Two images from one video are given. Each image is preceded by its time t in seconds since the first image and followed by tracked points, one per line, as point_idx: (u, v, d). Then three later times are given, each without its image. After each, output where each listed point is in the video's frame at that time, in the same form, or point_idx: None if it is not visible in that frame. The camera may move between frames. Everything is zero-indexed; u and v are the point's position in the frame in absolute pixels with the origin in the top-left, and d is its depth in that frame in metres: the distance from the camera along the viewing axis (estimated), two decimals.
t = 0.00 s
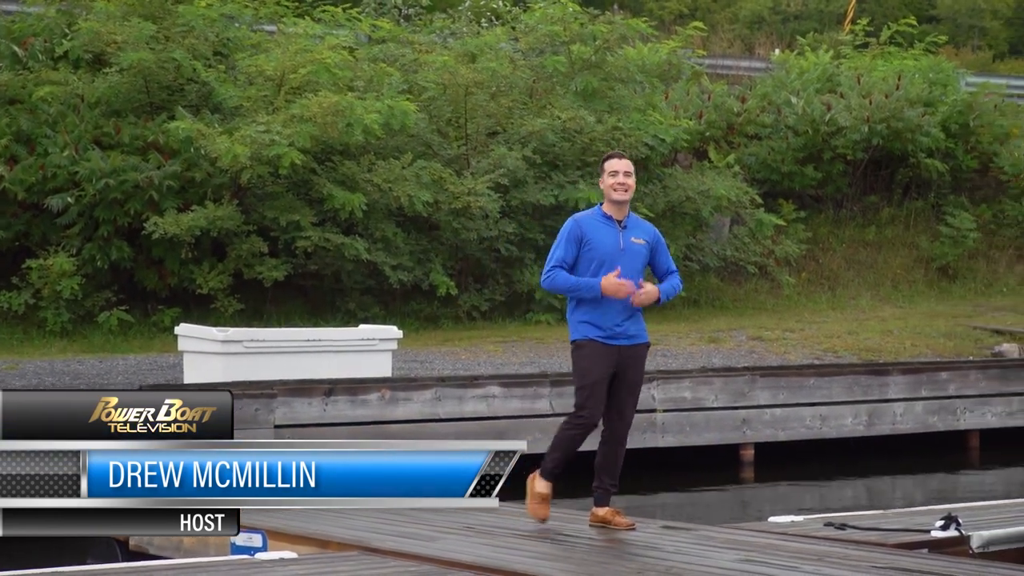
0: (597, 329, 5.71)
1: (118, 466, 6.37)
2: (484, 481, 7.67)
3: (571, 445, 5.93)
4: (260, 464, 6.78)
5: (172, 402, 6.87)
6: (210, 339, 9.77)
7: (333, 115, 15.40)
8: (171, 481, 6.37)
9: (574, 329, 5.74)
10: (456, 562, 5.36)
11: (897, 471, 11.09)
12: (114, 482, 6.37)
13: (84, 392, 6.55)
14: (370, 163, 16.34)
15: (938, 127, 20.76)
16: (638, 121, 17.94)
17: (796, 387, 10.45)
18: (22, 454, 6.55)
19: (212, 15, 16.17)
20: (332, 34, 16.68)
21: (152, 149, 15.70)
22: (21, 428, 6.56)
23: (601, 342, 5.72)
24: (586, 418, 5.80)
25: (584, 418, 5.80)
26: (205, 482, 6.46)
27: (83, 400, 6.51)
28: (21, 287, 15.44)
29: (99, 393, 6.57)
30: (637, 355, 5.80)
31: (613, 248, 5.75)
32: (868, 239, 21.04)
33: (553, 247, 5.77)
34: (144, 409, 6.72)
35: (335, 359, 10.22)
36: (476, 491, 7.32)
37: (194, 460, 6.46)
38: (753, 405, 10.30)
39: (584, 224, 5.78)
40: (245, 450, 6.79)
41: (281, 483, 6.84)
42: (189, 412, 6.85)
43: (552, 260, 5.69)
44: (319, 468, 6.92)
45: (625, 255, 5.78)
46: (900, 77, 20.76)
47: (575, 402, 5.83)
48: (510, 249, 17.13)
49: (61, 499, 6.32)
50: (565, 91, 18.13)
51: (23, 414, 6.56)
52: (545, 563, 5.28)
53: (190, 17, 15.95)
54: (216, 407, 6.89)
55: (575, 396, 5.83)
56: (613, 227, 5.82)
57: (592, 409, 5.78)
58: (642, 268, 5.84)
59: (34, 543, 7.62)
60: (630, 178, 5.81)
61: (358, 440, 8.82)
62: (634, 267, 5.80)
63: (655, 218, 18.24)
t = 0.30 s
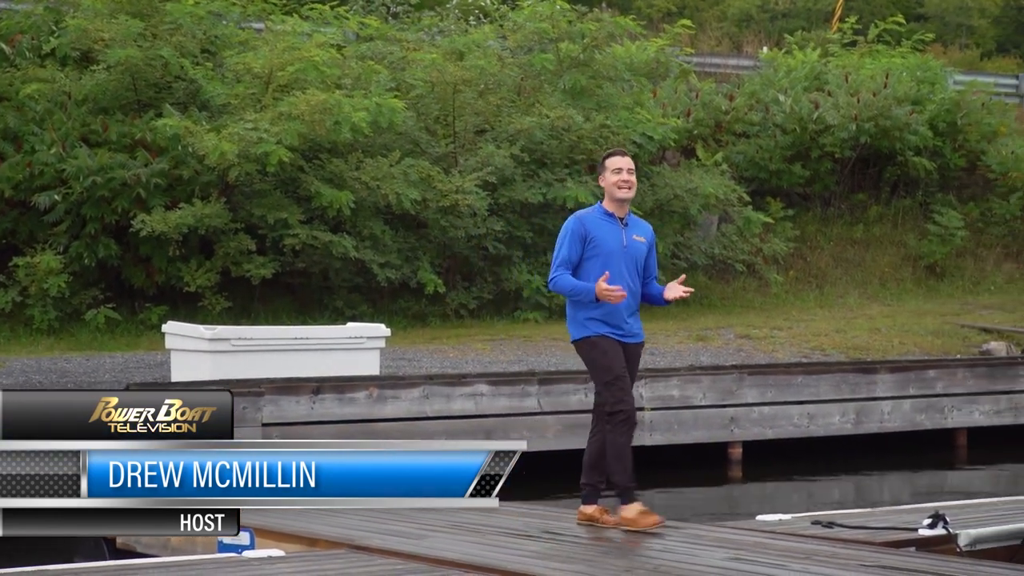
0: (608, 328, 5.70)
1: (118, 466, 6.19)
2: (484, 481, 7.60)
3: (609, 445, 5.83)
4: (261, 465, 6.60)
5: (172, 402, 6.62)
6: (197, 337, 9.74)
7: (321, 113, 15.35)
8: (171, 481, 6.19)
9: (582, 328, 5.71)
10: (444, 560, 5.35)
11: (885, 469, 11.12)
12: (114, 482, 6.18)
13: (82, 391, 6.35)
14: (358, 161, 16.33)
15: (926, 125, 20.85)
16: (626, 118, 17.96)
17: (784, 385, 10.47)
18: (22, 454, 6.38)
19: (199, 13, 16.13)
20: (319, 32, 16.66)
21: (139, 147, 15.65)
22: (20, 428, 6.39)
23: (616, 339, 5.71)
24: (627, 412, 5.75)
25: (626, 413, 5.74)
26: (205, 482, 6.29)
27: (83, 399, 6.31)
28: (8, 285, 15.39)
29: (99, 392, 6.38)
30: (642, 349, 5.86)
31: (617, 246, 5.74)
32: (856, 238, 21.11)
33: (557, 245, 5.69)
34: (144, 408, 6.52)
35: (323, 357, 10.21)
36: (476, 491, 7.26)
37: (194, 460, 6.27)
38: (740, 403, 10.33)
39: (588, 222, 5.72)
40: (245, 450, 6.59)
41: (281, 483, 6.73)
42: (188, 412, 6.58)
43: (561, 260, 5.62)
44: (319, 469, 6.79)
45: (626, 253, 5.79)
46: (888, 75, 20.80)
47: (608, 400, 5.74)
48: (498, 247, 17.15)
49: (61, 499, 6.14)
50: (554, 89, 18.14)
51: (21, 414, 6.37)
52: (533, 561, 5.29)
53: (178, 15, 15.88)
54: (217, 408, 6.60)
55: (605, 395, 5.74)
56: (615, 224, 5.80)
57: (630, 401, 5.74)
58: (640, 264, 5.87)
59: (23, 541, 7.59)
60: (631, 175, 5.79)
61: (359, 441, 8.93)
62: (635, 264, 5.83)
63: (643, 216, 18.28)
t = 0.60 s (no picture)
0: (627, 331, 5.71)
1: (118, 466, 5.90)
2: (483, 481, 7.49)
3: (626, 451, 5.81)
4: (260, 464, 6.29)
5: (171, 402, 6.12)
6: (186, 336, 9.75)
7: (309, 112, 15.33)
8: (171, 481, 5.90)
9: (600, 332, 5.70)
10: (433, 560, 5.35)
11: (873, 467, 11.16)
12: (114, 482, 5.90)
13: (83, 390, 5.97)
14: (347, 160, 16.32)
15: (915, 124, 20.91)
16: (615, 118, 18.00)
17: (773, 383, 10.50)
18: (22, 454, 6.09)
19: (188, 12, 16.09)
20: (308, 31, 16.64)
21: (128, 146, 15.62)
22: (21, 428, 6.04)
23: (632, 342, 5.73)
24: (647, 416, 5.76)
25: (646, 418, 5.75)
26: (205, 482, 6.00)
27: (83, 399, 5.95)
28: None
29: (99, 391, 5.98)
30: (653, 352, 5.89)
31: (627, 248, 5.76)
32: (845, 237, 21.16)
33: (568, 250, 5.67)
34: (144, 409, 6.04)
35: (311, 355, 10.22)
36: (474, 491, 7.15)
37: (194, 460, 5.97)
38: (729, 402, 10.35)
39: (599, 226, 5.72)
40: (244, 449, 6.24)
41: (281, 483, 6.54)
42: (188, 411, 6.09)
43: (575, 265, 5.61)
44: (319, 469, 6.59)
45: (635, 255, 5.81)
46: (876, 74, 20.82)
47: (628, 405, 5.73)
48: (487, 246, 17.15)
49: (61, 500, 5.89)
50: (542, 88, 18.16)
51: (21, 414, 6.02)
52: (522, 561, 5.29)
53: (166, 14, 15.87)
54: (216, 407, 6.07)
55: (624, 401, 5.73)
56: (622, 226, 5.82)
57: (649, 405, 5.76)
58: (647, 265, 5.90)
59: (11, 542, 7.55)
60: (641, 177, 5.81)
61: (355, 439, 9.10)
62: (643, 266, 5.86)
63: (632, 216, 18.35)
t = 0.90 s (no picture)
0: (647, 331, 5.72)
1: (118, 466, 5.85)
2: (484, 481, 7.45)
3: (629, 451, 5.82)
4: (262, 463, 6.28)
5: (172, 402, 6.10)
6: (173, 336, 9.74)
7: (297, 112, 15.31)
8: (171, 481, 5.87)
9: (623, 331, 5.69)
10: (421, 560, 5.34)
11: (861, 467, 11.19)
12: (114, 482, 5.85)
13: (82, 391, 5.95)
14: (335, 160, 16.30)
15: (902, 125, 21.00)
16: (603, 118, 18.09)
17: (760, 383, 10.52)
18: (22, 454, 6.04)
19: (176, 11, 16.04)
20: (296, 30, 16.62)
21: (115, 145, 15.57)
22: (21, 428, 6.00)
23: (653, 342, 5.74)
24: (654, 420, 5.78)
25: (654, 421, 5.77)
26: (206, 482, 5.97)
27: (83, 399, 5.93)
28: None
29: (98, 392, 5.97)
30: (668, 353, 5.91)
31: (647, 247, 5.76)
32: (833, 237, 21.21)
33: (592, 250, 5.64)
34: (145, 408, 6.04)
35: (297, 356, 10.22)
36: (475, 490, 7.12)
37: (195, 460, 5.95)
38: (717, 402, 10.37)
39: (622, 225, 5.70)
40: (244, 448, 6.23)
41: (281, 483, 6.52)
42: (188, 411, 6.08)
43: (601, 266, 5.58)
44: (319, 469, 6.56)
45: (653, 254, 5.83)
46: (864, 74, 20.97)
47: (639, 406, 5.73)
48: (475, 246, 17.15)
49: (61, 500, 5.84)
50: (530, 88, 18.17)
51: (21, 413, 5.99)
52: (511, 562, 5.28)
53: (154, 12, 15.81)
54: (216, 406, 6.06)
55: (636, 401, 5.74)
56: (640, 225, 5.82)
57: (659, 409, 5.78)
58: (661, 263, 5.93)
59: None
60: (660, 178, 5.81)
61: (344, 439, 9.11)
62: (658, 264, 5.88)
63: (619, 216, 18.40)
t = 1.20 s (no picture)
0: (660, 331, 5.71)
1: (118, 466, 6.00)
2: (484, 481, 7.75)
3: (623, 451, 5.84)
4: (261, 464, 6.44)
5: (171, 401, 6.12)
6: (157, 338, 9.77)
7: (281, 113, 15.33)
8: (171, 481, 6.02)
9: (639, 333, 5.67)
10: (405, 561, 5.36)
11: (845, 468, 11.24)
12: (114, 482, 6.00)
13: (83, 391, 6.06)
14: (319, 161, 16.30)
15: (887, 126, 21.09)
16: (588, 119, 18.16)
17: (745, 385, 10.57)
18: (22, 454, 6.20)
19: (160, 12, 16.00)
20: (281, 31, 16.62)
21: (100, 146, 15.53)
22: (20, 429, 6.12)
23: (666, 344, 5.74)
24: (653, 422, 5.78)
25: (652, 424, 5.79)
26: (205, 482, 6.11)
27: (83, 400, 6.03)
28: None
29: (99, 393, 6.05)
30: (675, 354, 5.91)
31: (659, 248, 5.74)
32: (817, 238, 21.28)
33: (612, 253, 5.57)
34: (144, 408, 6.08)
35: (282, 357, 10.20)
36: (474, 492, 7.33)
37: (194, 460, 6.07)
38: (702, 403, 10.41)
39: (638, 228, 5.65)
40: (244, 449, 6.38)
41: (281, 483, 6.67)
42: (188, 411, 6.11)
43: (622, 270, 5.52)
44: (319, 469, 6.74)
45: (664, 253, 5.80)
46: (848, 76, 21.14)
47: (643, 409, 5.75)
48: (459, 247, 17.16)
49: (61, 499, 6.01)
50: (515, 89, 18.20)
51: (20, 414, 6.10)
52: (496, 562, 5.31)
53: (138, 14, 15.70)
54: (216, 407, 6.08)
55: (639, 402, 5.74)
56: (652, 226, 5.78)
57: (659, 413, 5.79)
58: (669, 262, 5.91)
59: None
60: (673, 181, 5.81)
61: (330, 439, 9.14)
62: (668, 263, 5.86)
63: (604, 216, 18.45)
